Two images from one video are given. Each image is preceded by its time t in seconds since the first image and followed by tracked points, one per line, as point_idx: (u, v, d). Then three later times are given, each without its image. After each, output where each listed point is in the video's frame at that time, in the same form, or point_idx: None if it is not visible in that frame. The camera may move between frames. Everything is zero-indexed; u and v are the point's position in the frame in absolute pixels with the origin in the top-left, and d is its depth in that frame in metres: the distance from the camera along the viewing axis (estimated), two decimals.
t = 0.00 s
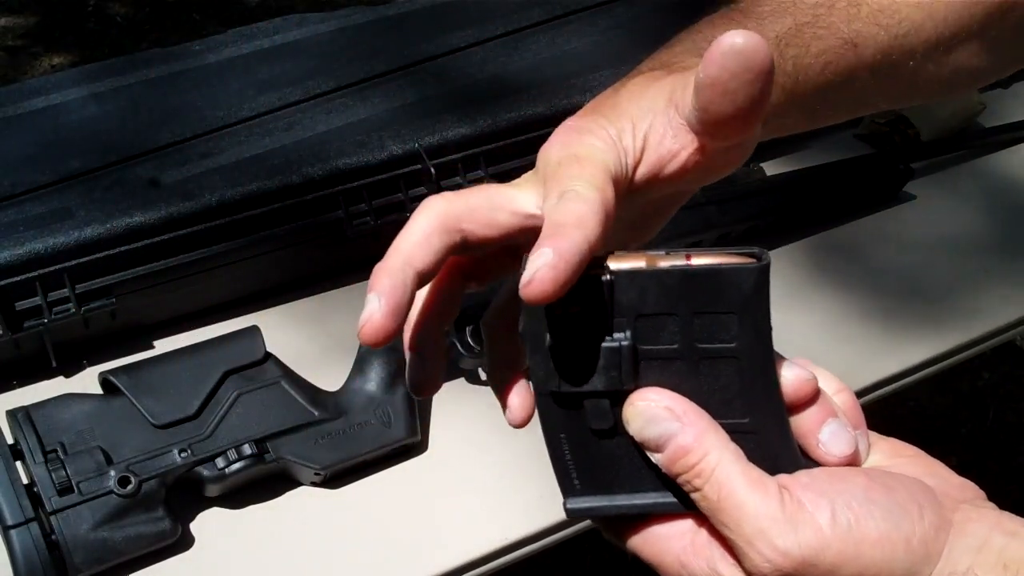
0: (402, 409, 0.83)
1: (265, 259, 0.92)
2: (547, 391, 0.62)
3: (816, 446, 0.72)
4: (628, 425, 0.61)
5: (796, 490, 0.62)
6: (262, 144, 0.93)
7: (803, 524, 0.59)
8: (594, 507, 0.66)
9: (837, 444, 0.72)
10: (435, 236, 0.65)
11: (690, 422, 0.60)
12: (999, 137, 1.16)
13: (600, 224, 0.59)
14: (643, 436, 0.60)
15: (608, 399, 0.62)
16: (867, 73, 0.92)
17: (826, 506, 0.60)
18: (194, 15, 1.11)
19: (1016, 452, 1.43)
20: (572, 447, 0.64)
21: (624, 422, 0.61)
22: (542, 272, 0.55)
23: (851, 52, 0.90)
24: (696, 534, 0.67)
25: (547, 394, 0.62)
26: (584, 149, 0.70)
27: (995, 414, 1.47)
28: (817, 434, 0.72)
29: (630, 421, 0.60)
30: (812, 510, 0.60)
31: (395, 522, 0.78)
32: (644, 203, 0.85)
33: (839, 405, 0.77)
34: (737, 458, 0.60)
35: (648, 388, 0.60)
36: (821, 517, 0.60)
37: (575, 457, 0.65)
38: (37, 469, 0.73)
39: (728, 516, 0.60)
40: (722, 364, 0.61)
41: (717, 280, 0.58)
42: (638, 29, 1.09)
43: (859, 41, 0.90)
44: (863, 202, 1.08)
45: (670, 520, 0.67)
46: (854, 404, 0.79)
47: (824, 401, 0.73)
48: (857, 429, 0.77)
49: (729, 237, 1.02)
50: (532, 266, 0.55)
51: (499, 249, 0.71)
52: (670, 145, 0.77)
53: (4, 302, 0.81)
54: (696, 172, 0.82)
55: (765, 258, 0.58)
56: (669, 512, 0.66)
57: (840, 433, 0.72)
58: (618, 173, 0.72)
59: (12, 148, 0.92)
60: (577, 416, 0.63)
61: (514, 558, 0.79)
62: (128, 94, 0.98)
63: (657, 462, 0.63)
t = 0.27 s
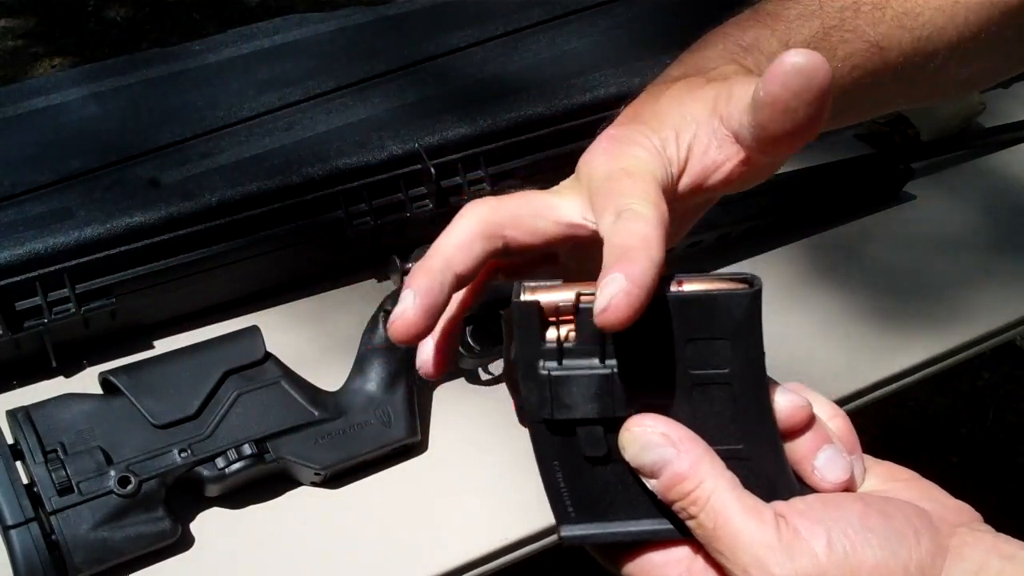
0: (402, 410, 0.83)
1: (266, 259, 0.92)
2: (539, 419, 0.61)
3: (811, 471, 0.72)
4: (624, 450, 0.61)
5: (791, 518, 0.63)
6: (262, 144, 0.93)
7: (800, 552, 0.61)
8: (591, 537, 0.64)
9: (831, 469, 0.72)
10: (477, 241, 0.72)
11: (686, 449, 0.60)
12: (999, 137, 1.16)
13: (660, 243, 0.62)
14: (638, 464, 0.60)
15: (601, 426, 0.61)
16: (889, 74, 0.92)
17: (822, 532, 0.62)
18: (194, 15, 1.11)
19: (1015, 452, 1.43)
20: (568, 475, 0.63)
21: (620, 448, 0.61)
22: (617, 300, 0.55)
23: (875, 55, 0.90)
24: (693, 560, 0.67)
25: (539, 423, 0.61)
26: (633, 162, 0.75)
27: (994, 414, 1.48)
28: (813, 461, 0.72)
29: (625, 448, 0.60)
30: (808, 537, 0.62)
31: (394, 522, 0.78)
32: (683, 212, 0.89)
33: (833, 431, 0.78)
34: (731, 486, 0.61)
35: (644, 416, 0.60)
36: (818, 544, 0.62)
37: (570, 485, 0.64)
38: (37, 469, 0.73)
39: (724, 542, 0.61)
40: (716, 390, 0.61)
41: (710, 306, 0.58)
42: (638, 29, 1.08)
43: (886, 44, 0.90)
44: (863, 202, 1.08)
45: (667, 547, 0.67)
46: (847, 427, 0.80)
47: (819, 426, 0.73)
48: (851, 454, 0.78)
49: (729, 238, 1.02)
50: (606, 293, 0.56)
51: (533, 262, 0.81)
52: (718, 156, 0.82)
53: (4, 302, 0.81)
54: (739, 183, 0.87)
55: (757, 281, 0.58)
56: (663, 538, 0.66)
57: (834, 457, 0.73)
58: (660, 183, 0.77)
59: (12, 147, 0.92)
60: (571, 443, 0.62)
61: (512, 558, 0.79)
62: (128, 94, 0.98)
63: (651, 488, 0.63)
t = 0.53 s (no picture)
0: (402, 410, 0.83)
1: (266, 258, 0.92)
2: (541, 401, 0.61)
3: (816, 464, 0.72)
4: (626, 436, 0.61)
5: (794, 509, 0.63)
6: (261, 144, 0.93)
7: (801, 545, 0.61)
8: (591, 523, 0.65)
9: (835, 462, 0.73)
10: (395, 223, 0.70)
11: (689, 437, 0.60)
12: (1000, 137, 1.16)
13: (551, 236, 0.62)
14: (641, 449, 0.60)
15: (604, 411, 0.61)
16: (882, 57, 0.94)
17: (823, 525, 0.62)
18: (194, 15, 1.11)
19: (1016, 452, 1.43)
20: (568, 458, 0.64)
21: (622, 433, 0.61)
22: (483, 288, 0.59)
23: (860, 37, 0.92)
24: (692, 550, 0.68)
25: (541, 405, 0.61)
26: (558, 159, 0.71)
27: (995, 414, 1.48)
28: (816, 453, 0.72)
29: (628, 433, 0.60)
30: (809, 529, 0.62)
31: (395, 522, 0.78)
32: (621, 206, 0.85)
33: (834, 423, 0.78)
34: (734, 476, 0.61)
35: (647, 399, 0.61)
36: (819, 535, 0.61)
37: (569, 469, 0.64)
38: (37, 469, 0.73)
39: (724, 531, 0.62)
40: (722, 377, 0.61)
41: (713, 293, 0.59)
42: (638, 29, 1.08)
43: (866, 25, 0.92)
44: (863, 203, 1.08)
45: (665, 536, 0.68)
46: (849, 420, 0.79)
47: (824, 419, 0.74)
48: (853, 446, 0.77)
49: (729, 237, 1.02)
50: (474, 282, 0.59)
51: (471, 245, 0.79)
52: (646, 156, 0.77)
53: (4, 302, 0.81)
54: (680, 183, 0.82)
55: (767, 271, 0.59)
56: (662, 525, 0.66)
57: (837, 450, 0.73)
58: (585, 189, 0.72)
59: (12, 148, 0.92)
60: (572, 426, 0.62)
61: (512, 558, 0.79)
62: (128, 94, 0.98)
63: (652, 473, 0.63)
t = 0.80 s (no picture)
0: (402, 409, 0.83)
1: (266, 258, 0.92)
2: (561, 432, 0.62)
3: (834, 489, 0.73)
4: (644, 463, 0.62)
5: (813, 533, 0.64)
6: (261, 144, 0.93)
7: (821, 567, 0.61)
8: (609, 548, 0.64)
9: (854, 487, 0.73)
10: (438, 186, 0.67)
11: (706, 463, 0.61)
12: (1000, 137, 1.16)
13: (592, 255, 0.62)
14: (659, 476, 0.61)
15: (621, 440, 0.63)
16: (873, 63, 0.95)
17: (842, 548, 0.63)
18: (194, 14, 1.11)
19: (1016, 452, 1.43)
20: (588, 488, 0.64)
21: (641, 462, 0.63)
22: (523, 300, 0.58)
23: (852, 47, 0.94)
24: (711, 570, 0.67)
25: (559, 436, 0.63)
26: (609, 163, 0.72)
27: (995, 414, 1.48)
28: (835, 478, 0.73)
29: (646, 461, 0.62)
30: (829, 553, 0.62)
31: (395, 522, 0.78)
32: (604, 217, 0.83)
33: (856, 448, 0.78)
34: (753, 501, 0.62)
35: (664, 429, 0.62)
36: (838, 559, 0.62)
37: (590, 497, 0.64)
38: (37, 469, 0.73)
39: (745, 557, 0.62)
40: (734, 405, 0.63)
41: (725, 323, 0.60)
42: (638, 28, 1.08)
43: (857, 35, 0.94)
44: (863, 202, 1.08)
45: (688, 559, 0.67)
46: (871, 444, 0.80)
47: (843, 444, 0.74)
48: (874, 471, 0.78)
49: (729, 237, 1.02)
50: (518, 292, 0.58)
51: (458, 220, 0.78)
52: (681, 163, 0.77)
53: (4, 302, 0.81)
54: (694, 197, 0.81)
55: (777, 301, 0.61)
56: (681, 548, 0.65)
57: (857, 475, 0.74)
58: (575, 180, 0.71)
59: (12, 148, 0.92)
60: (590, 456, 0.63)
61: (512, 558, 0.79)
62: (128, 94, 0.98)
63: (671, 502, 0.64)
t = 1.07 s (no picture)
0: (402, 409, 0.83)
1: (266, 259, 0.92)
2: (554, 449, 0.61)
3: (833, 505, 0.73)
4: (639, 482, 0.61)
5: (812, 548, 0.64)
6: (261, 144, 0.93)
7: None
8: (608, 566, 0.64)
9: (852, 502, 0.74)
10: (533, 180, 0.67)
11: (703, 480, 0.61)
12: (1000, 137, 1.16)
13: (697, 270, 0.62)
14: (654, 495, 0.60)
15: (615, 456, 0.62)
16: (929, 83, 0.99)
17: (841, 561, 0.63)
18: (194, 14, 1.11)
19: (1016, 452, 1.43)
20: (585, 508, 0.63)
21: (635, 478, 0.61)
22: (648, 318, 0.57)
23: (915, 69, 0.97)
24: None
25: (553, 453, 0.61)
26: (704, 175, 0.74)
27: (995, 413, 1.48)
28: (834, 493, 0.74)
29: (641, 480, 0.61)
30: (827, 565, 0.63)
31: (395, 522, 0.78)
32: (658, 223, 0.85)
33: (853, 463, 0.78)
34: (748, 515, 0.62)
35: (663, 446, 0.60)
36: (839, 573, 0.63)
37: (587, 517, 0.64)
38: (37, 469, 0.73)
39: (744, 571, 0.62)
40: (733, 419, 0.61)
41: (718, 335, 0.58)
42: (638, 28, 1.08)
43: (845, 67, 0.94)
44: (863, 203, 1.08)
45: None
46: (869, 459, 0.80)
47: (839, 459, 0.74)
48: (873, 486, 0.78)
49: (729, 238, 1.02)
50: (636, 310, 0.57)
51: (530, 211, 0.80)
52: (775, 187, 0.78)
53: (5, 302, 0.81)
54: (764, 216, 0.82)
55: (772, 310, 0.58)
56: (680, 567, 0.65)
57: (856, 491, 0.74)
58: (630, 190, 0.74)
59: (12, 148, 0.92)
60: (585, 475, 0.62)
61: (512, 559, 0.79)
62: (128, 94, 0.98)
63: (667, 517, 0.63)
